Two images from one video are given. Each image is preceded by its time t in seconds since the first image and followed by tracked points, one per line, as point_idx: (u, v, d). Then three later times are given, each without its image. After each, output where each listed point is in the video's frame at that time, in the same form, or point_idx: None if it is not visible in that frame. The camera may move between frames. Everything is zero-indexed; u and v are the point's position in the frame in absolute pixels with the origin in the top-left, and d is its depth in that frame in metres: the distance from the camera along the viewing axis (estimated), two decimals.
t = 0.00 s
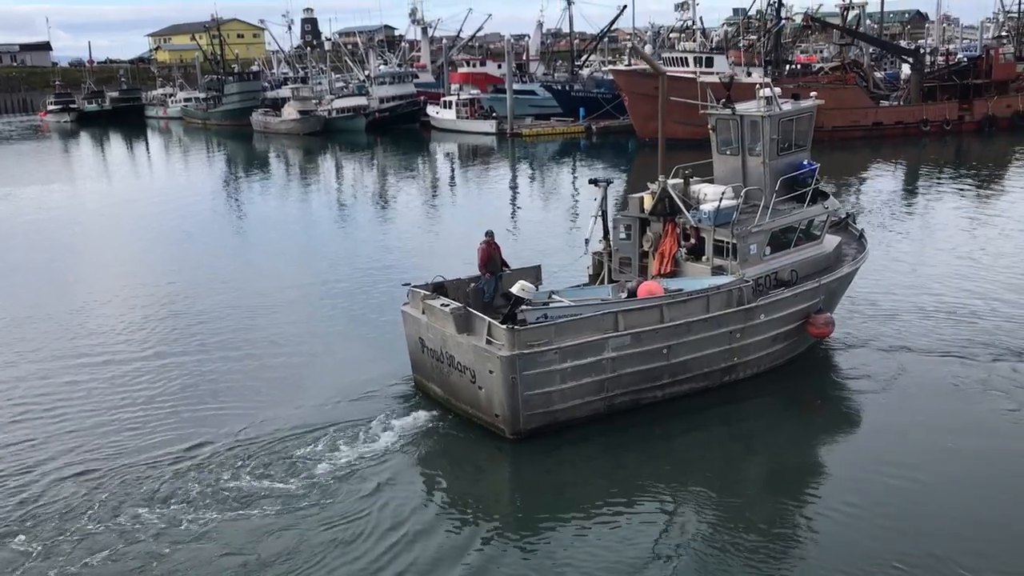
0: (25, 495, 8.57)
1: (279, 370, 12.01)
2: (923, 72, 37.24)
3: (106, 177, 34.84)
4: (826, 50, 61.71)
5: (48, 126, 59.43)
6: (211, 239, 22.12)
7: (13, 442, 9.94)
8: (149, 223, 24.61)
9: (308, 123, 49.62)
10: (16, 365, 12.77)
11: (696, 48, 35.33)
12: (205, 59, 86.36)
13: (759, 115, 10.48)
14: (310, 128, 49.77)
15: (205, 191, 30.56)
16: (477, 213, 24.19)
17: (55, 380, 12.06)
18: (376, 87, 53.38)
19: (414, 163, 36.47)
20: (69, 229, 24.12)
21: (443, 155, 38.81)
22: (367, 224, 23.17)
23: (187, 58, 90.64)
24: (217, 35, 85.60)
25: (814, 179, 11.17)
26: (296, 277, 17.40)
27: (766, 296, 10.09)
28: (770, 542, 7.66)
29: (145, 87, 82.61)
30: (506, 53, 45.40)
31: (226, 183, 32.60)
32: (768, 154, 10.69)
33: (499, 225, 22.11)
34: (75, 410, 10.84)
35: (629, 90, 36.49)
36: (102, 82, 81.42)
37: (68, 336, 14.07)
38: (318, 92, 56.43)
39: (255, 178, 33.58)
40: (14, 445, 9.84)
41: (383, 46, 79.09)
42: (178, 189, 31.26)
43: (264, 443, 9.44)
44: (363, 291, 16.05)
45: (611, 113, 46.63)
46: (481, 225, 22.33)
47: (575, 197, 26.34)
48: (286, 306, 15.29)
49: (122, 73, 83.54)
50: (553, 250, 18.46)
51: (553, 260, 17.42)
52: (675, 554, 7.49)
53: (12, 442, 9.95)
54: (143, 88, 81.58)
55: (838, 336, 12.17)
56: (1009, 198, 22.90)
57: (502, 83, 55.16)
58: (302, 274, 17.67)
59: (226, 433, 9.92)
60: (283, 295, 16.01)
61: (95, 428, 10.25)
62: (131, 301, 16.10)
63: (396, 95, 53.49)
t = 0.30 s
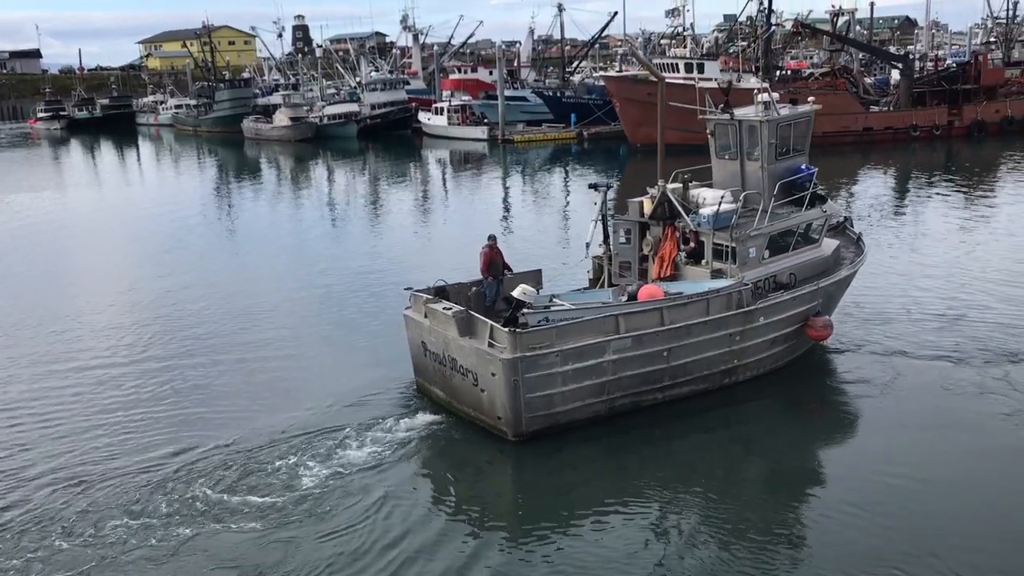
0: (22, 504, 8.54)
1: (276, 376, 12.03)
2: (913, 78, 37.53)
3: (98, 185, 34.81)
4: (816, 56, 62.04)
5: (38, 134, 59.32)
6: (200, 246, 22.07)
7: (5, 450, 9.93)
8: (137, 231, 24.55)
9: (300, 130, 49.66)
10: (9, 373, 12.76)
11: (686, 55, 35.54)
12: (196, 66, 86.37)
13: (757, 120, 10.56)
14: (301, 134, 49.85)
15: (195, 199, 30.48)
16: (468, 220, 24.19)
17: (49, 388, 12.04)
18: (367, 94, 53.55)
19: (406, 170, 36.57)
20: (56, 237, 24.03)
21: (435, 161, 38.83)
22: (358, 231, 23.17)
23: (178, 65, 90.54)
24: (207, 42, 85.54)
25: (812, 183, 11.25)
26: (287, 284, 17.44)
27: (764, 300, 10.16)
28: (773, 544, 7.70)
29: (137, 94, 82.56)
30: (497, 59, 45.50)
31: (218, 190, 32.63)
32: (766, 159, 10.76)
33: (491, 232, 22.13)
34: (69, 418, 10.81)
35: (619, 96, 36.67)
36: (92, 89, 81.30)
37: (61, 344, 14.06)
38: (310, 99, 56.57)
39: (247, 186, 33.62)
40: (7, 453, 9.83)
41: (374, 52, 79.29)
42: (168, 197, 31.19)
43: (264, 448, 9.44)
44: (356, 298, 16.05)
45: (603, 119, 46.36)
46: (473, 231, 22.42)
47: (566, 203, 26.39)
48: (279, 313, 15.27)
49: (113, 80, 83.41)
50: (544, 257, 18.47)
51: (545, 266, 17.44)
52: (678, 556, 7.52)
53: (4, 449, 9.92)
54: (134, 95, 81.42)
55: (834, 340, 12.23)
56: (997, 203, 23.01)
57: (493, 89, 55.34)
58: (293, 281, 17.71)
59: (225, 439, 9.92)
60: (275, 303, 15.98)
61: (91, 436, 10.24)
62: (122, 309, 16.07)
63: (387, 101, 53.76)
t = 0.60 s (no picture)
0: (26, 509, 8.60)
1: (274, 380, 12.09)
2: (903, 81, 37.48)
3: (89, 191, 34.80)
4: (805, 59, 62.24)
5: (28, 141, 59.24)
6: (188, 252, 22.06)
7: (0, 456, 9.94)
8: (126, 237, 24.58)
9: (291, 135, 49.69)
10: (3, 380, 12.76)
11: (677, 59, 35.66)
12: (187, 71, 86.34)
13: (756, 122, 10.65)
14: (293, 139, 49.92)
15: (185, 204, 30.51)
16: (460, 224, 24.25)
17: (43, 393, 12.10)
18: (358, 99, 53.69)
19: (398, 174, 36.65)
20: (45, 244, 24.05)
21: (427, 166, 38.92)
22: (349, 235, 23.31)
23: (170, 71, 90.33)
24: (199, 49, 85.56)
25: (810, 185, 11.34)
26: (279, 289, 17.50)
27: (765, 300, 10.23)
28: (774, 544, 7.73)
29: (127, 99, 82.43)
30: (489, 64, 45.63)
31: (210, 195, 32.67)
32: (765, 161, 10.84)
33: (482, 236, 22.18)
34: (64, 423, 10.88)
35: (611, 100, 36.57)
36: (82, 95, 81.19)
37: (54, 350, 14.07)
38: (302, 104, 56.61)
39: (238, 191, 33.66)
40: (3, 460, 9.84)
41: (366, 57, 79.44)
42: (159, 202, 31.26)
43: (266, 450, 9.51)
44: (348, 303, 16.10)
45: (594, 124, 46.57)
46: (463, 235, 22.51)
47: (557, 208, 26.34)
48: (272, 318, 15.32)
49: (104, 86, 83.42)
50: (533, 262, 18.51)
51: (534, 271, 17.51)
52: (680, 556, 7.58)
53: None
54: (125, 100, 81.40)
55: (829, 342, 12.29)
56: (984, 205, 23.16)
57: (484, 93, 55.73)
58: (285, 286, 17.77)
59: (228, 442, 10.00)
60: (269, 308, 16.04)
61: (91, 440, 10.31)
62: (114, 315, 16.12)
63: (379, 106, 53.85)
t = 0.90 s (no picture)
0: (22, 513, 8.61)
1: (271, 384, 12.13)
2: (893, 84, 37.57)
3: (81, 196, 34.79)
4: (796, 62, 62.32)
5: (19, 145, 59.17)
6: (176, 257, 22.07)
7: None
8: (114, 242, 24.59)
9: (283, 139, 49.76)
10: None
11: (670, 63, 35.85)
12: (179, 76, 86.28)
13: (755, 124, 10.71)
14: (284, 143, 49.99)
15: (175, 209, 30.52)
16: (451, 228, 24.34)
17: (38, 398, 12.12)
18: (350, 103, 53.75)
19: (391, 178, 36.74)
20: (34, 249, 24.05)
21: (419, 170, 38.99)
22: (340, 239, 23.38)
23: (160, 75, 90.33)
24: (190, 53, 85.61)
25: (809, 187, 11.42)
26: (270, 293, 17.57)
27: (765, 300, 10.28)
28: (776, 544, 7.77)
29: (118, 104, 82.36)
30: (481, 67, 45.77)
31: (201, 200, 32.70)
32: (764, 163, 10.91)
33: (473, 240, 22.26)
34: (57, 427, 10.92)
35: (603, 103, 36.65)
36: (73, 99, 81.07)
37: (47, 355, 14.09)
38: (294, 107, 56.68)
39: (230, 195, 33.69)
40: None
41: (358, 61, 79.56)
42: (150, 207, 31.30)
43: (266, 452, 9.55)
44: (340, 306, 16.16)
45: (587, 127, 46.79)
46: (454, 239, 22.59)
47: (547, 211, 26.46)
48: (266, 322, 15.38)
49: (94, 90, 83.37)
50: (523, 264, 18.60)
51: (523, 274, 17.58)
52: (683, 555, 7.63)
53: None
54: (116, 104, 81.40)
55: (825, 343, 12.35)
56: (970, 207, 23.28)
57: (475, 97, 55.73)
58: (276, 290, 17.83)
59: (227, 445, 10.04)
60: (262, 311, 16.10)
61: (86, 443, 10.35)
62: (105, 320, 16.15)
63: (370, 110, 54.17)
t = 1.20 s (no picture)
0: (21, 515, 8.63)
1: (268, 387, 12.16)
2: (883, 88, 37.84)
3: (72, 201, 34.76)
4: (786, 67, 62.53)
5: (10, 151, 59.06)
6: (165, 262, 22.10)
7: None
8: (103, 247, 24.60)
9: (274, 143, 49.94)
10: None
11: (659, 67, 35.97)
12: (170, 80, 86.21)
13: (754, 128, 10.78)
14: (276, 147, 50.10)
15: (164, 214, 30.52)
16: (442, 232, 24.41)
17: (31, 402, 12.13)
18: (342, 107, 53.83)
19: (382, 182, 36.82)
20: (23, 254, 24.04)
21: (411, 174, 39.05)
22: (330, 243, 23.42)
23: (151, 79, 90.26)
24: (181, 57, 85.62)
25: (808, 189, 11.49)
26: (262, 298, 17.59)
27: (764, 301, 10.34)
28: (776, 545, 7.82)
29: (108, 108, 82.23)
30: (472, 72, 45.89)
31: (192, 204, 32.71)
32: (763, 166, 10.97)
33: (463, 244, 22.31)
34: (49, 431, 10.93)
35: (594, 108, 36.74)
36: (63, 104, 80.99)
37: (39, 360, 14.09)
38: (285, 111, 56.77)
39: (221, 200, 33.71)
40: None
41: (349, 66, 79.75)
42: (140, 212, 31.30)
43: (267, 453, 9.59)
44: (333, 311, 16.21)
45: (578, 131, 47.11)
46: (446, 243, 22.67)
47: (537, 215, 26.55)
48: (260, 326, 15.41)
49: (85, 94, 83.27)
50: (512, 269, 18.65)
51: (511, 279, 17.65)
52: (683, 555, 7.68)
53: None
54: (106, 108, 81.30)
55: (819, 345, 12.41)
56: (956, 211, 23.44)
57: (467, 101, 56.21)
58: (268, 295, 17.87)
59: (225, 447, 10.08)
60: (255, 316, 16.14)
61: (80, 447, 10.36)
62: (96, 325, 16.16)
63: (362, 114, 54.19)
